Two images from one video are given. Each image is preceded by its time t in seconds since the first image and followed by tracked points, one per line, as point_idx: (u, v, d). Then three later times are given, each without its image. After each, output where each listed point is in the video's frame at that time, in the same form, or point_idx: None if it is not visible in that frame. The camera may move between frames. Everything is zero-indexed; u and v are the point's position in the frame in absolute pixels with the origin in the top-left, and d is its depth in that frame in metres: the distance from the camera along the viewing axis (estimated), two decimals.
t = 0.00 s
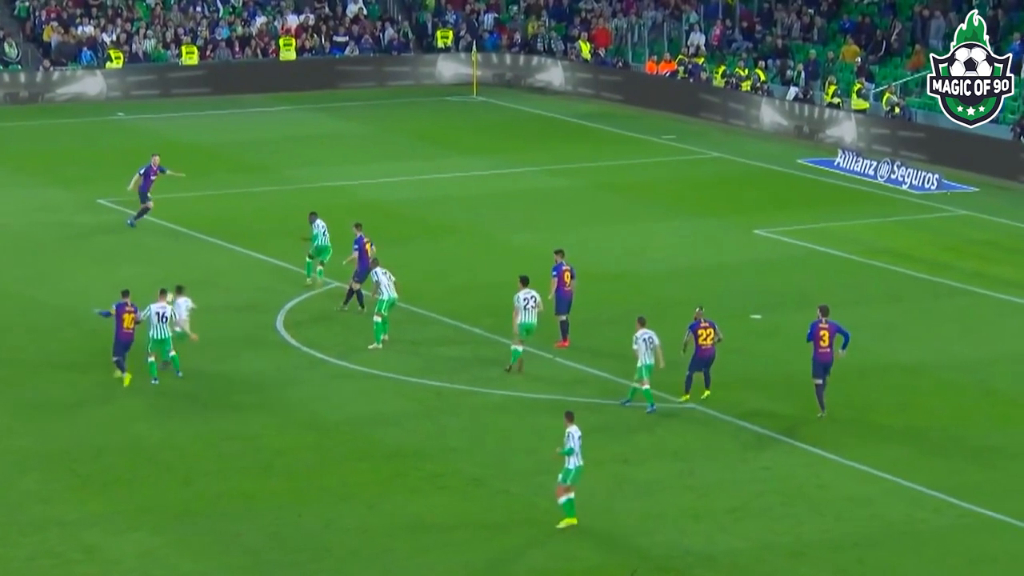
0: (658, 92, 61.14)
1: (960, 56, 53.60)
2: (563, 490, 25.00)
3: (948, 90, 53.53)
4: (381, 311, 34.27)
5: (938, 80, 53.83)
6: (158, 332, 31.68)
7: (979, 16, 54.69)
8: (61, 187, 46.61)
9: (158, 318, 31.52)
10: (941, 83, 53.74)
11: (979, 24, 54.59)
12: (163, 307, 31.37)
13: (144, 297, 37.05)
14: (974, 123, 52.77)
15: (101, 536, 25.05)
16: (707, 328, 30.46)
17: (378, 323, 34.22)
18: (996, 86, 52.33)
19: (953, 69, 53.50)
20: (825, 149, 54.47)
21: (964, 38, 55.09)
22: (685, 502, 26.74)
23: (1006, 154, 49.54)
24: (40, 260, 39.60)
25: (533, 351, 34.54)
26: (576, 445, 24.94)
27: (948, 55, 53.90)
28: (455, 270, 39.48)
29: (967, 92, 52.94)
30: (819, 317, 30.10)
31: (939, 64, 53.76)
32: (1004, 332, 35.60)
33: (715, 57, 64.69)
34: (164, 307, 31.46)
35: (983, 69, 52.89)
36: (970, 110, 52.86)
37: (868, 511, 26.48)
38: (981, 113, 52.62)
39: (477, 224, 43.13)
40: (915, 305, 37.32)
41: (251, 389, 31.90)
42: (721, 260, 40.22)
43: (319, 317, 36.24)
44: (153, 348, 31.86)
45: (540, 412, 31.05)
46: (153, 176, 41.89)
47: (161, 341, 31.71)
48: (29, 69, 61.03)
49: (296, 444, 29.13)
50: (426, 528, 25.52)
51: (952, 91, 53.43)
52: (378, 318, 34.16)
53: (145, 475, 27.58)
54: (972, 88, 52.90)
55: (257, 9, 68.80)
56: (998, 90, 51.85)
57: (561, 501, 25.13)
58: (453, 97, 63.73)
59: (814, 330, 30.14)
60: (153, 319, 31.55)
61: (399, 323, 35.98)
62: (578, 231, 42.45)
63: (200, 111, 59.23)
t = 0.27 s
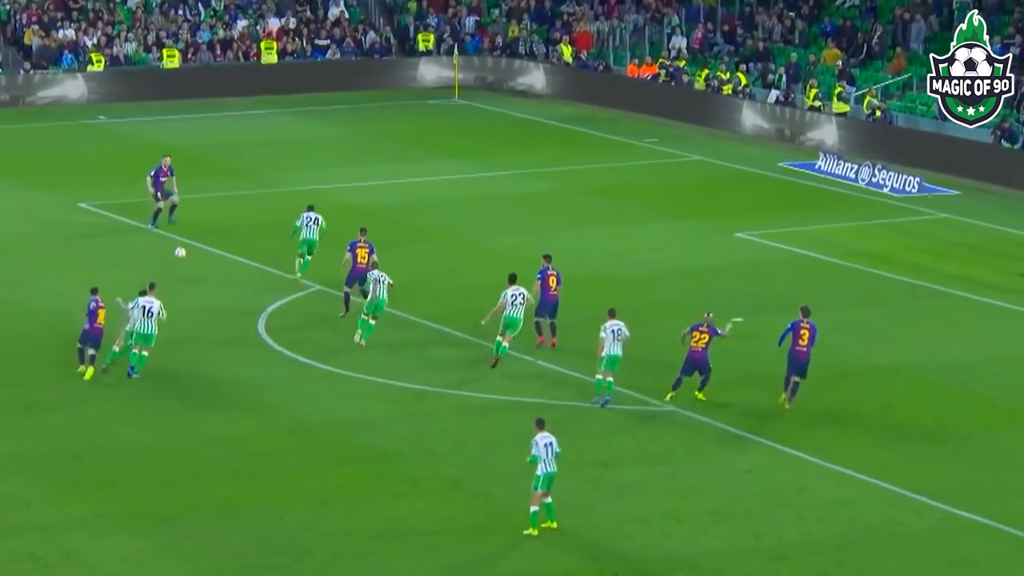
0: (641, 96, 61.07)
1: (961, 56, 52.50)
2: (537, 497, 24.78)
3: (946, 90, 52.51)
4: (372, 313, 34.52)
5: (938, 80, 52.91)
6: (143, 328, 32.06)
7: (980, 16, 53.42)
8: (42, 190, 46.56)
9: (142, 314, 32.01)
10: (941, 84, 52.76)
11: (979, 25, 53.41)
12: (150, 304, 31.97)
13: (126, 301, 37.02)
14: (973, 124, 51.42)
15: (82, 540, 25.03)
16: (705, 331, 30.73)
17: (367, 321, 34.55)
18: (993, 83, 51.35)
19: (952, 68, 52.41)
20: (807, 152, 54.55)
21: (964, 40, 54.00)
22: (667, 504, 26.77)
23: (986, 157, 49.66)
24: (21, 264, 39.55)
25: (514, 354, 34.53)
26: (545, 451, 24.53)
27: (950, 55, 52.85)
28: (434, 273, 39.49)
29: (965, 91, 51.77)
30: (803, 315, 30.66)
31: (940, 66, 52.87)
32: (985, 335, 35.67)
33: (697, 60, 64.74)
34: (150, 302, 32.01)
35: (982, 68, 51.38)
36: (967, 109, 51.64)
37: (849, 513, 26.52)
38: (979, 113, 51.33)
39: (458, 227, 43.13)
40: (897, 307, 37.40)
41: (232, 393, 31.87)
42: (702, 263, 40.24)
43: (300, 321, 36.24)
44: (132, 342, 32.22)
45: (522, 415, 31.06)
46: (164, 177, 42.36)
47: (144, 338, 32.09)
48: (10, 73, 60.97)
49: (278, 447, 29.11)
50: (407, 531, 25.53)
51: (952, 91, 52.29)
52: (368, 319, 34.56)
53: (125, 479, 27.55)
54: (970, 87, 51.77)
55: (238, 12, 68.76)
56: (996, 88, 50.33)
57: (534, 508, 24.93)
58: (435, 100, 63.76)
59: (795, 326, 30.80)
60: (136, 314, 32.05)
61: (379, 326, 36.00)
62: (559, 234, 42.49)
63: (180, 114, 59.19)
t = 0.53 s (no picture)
0: (621, 100, 61.15)
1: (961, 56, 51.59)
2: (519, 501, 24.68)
3: (945, 90, 51.69)
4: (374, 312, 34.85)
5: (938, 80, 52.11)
6: (134, 318, 32.31)
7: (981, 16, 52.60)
8: (22, 194, 46.50)
9: (133, 305, 32.36)
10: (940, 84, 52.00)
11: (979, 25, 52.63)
12: (140, 294, 32.31)
13: (106, 305, 36.99)
14: (973, 125, 50.45)
15: (62, 544, 24.99)
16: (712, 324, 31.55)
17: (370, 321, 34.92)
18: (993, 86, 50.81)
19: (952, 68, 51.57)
20: (786, 155, 54.66)
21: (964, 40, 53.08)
22: (648, 509, 26.78)
23: (964, 160, 49.79)
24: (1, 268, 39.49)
25: (495, 358, 34.51)
26: (522, 455, 24.41)
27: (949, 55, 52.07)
28: (413, 276, 39.49)
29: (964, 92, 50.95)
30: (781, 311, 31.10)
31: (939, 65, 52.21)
32: (965, 339, 35.74)
33: (676, 64, 64.81)
34: (141, 293, 32.35)
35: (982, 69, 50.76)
36: (965, 109, 50.76)
37: (829, 517, 26.55)
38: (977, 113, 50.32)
39: (438, 231, 43.13)
40: (877, 311, 37.47)
41: (212, 397, 31.85)
42: (682, 267, 40.27)
43: (280, 325, 36.21)
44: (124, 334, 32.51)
45: (502, 419, 31.06)
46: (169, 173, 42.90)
47: (135, 327, 32.34)
48: None
49: (258, 452, 29.08)
50: (389, 536, 25.51)
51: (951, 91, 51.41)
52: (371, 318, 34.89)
53: (105, 485, 27.50)
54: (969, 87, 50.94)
55: (218, 16, 68.69)
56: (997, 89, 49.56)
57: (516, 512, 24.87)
58: (416, 104, 63.75)
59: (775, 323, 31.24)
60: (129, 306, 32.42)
61: (360, 330, 35.98)
62: (538, 238, 42.52)
63: (160, 118, 59.13)
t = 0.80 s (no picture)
0: (595, 103, 61.27)
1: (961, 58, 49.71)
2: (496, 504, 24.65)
3: (947, 90, 49.62)
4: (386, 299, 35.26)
5: (938, 80, 50.05)
6: (126, 323, 32.36)
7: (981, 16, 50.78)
8: None
9: (126, 308, 32.37)
10: (940, 84, 49.96)
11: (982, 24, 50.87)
12: (134, 297, 32.27)
13: (80, 309, 36.94)
14: (974, 124, 48.55)
15: (33, 547, 24.96)
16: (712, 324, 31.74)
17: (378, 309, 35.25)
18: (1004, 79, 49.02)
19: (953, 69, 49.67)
20: (760, 157, 54.80)
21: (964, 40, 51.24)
22: (621, 510, 26.80)
23: (939, 163, 49.93)
24: None
25: (470, 361, 34.50)
26: (504, 459, 24.38)
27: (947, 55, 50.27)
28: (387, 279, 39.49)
29: (966, 91, 48.94)
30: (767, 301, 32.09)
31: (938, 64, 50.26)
32: (938, 340, 35.84)
33: (651, 67, 64.95)
34: (135, 295, 32.30)
35: (982, 68, 48.77)
36: (967, 108, 48.73)
37: (800, 518, 26.60)
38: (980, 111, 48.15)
39: (412, 234, 43.12)
40: (851, 313, 37.53)
41: (185, 400, 31.82)
42: (656, 269, 40.30)
43: (254, 327, 36.20)
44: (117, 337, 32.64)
45: (475, 421, 31.07)
46: (162, 169, 43.56)
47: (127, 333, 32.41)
48: None
49: (232, 455, 29.05)
50: (362, 538, 25.51)
51: (952, 91, 49.46)
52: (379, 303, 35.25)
53: (78, 488, 27.48)
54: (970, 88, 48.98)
55: (192, 18, 68.60)
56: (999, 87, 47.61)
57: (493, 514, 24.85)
58: (391, 107, 63.73)
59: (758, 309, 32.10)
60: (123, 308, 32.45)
61: (334, 333, 35.98)
62: (512, 240, 42.56)
63: (135, 121, 59.06)
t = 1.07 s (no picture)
0: (559, 110, 61.38)
1: (960, 58, 50.62)
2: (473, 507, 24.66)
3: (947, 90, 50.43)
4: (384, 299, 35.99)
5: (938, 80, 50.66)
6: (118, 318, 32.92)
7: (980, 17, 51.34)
8: None
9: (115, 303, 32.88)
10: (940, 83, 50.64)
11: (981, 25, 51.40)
12: (122, 291, 32.72)
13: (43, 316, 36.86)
14: (974, 125, 49.83)
15: None
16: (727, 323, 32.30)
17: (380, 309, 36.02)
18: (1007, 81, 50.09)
19: (952, 69, 50.51)
20: (723, 162, 54.95)
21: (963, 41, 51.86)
22: (584, 516, 26.81)
23: (900, 168, 50.11)
24: None
25: (433, 367, 34.49)
26: (489, 460, 24.43)
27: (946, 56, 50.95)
28: (350, 285, 39.46)
29: (967, 91, 50.02)
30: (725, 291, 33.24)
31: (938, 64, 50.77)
32: (901, 345, 35.94)
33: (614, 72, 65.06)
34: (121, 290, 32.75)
35: (983, 68, 50.05)
36: (968, 108, 49.99)
37: (764, 523, 26.65)
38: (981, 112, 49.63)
39: (374, 240, 43.12)
40: (814, 319, 37.61)
41: (148, 407, 31.75)
42: (620, 275, 40.29)
43: (218, 334, 36.14)
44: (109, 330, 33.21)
45: (439, 427, 31.06)
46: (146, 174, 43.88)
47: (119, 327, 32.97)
48: None
49: (195, 461, 28.99)
50: (328, 545, 25.45)
51: (952, 91, 50.29)
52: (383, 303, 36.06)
53: (41, 495, 27.41)
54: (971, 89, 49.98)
55: (155, 24, 68.54)
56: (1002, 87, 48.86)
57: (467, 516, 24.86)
58: (356, 112, 63.66)
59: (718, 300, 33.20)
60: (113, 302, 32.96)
61: (297, 339, 35.95)
62: (476, 246, 42.58)
63: (97, 126, 58.97)
